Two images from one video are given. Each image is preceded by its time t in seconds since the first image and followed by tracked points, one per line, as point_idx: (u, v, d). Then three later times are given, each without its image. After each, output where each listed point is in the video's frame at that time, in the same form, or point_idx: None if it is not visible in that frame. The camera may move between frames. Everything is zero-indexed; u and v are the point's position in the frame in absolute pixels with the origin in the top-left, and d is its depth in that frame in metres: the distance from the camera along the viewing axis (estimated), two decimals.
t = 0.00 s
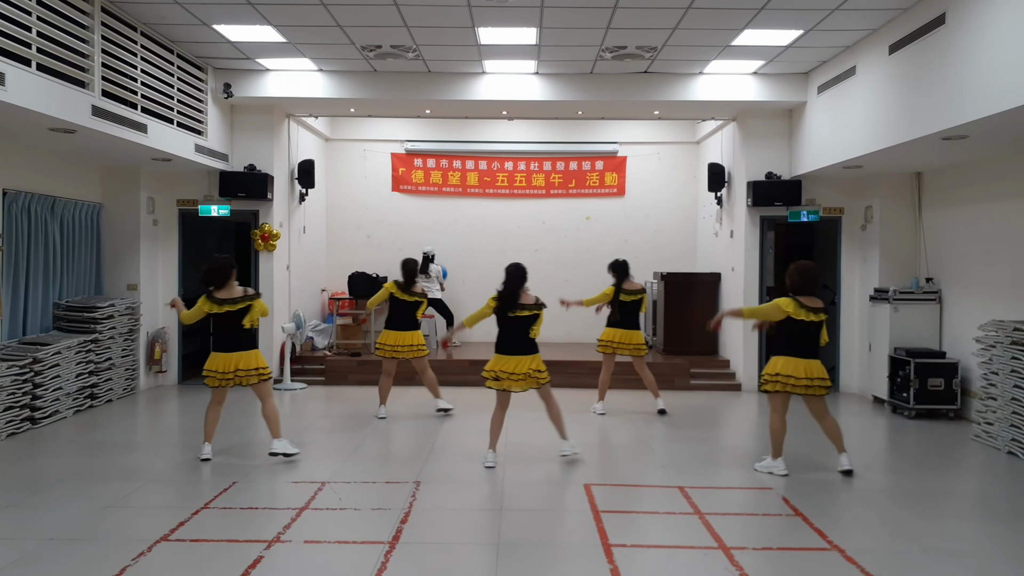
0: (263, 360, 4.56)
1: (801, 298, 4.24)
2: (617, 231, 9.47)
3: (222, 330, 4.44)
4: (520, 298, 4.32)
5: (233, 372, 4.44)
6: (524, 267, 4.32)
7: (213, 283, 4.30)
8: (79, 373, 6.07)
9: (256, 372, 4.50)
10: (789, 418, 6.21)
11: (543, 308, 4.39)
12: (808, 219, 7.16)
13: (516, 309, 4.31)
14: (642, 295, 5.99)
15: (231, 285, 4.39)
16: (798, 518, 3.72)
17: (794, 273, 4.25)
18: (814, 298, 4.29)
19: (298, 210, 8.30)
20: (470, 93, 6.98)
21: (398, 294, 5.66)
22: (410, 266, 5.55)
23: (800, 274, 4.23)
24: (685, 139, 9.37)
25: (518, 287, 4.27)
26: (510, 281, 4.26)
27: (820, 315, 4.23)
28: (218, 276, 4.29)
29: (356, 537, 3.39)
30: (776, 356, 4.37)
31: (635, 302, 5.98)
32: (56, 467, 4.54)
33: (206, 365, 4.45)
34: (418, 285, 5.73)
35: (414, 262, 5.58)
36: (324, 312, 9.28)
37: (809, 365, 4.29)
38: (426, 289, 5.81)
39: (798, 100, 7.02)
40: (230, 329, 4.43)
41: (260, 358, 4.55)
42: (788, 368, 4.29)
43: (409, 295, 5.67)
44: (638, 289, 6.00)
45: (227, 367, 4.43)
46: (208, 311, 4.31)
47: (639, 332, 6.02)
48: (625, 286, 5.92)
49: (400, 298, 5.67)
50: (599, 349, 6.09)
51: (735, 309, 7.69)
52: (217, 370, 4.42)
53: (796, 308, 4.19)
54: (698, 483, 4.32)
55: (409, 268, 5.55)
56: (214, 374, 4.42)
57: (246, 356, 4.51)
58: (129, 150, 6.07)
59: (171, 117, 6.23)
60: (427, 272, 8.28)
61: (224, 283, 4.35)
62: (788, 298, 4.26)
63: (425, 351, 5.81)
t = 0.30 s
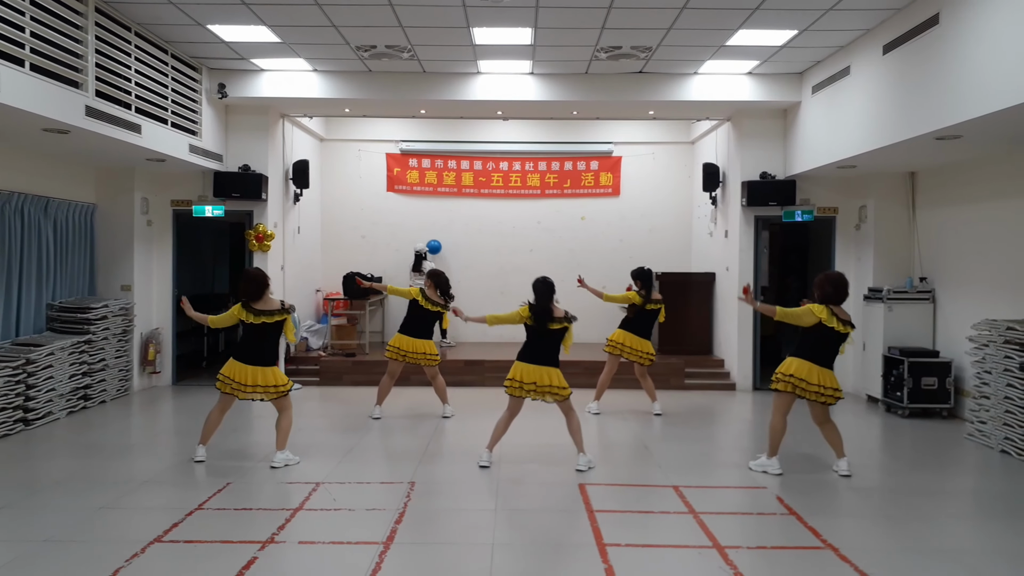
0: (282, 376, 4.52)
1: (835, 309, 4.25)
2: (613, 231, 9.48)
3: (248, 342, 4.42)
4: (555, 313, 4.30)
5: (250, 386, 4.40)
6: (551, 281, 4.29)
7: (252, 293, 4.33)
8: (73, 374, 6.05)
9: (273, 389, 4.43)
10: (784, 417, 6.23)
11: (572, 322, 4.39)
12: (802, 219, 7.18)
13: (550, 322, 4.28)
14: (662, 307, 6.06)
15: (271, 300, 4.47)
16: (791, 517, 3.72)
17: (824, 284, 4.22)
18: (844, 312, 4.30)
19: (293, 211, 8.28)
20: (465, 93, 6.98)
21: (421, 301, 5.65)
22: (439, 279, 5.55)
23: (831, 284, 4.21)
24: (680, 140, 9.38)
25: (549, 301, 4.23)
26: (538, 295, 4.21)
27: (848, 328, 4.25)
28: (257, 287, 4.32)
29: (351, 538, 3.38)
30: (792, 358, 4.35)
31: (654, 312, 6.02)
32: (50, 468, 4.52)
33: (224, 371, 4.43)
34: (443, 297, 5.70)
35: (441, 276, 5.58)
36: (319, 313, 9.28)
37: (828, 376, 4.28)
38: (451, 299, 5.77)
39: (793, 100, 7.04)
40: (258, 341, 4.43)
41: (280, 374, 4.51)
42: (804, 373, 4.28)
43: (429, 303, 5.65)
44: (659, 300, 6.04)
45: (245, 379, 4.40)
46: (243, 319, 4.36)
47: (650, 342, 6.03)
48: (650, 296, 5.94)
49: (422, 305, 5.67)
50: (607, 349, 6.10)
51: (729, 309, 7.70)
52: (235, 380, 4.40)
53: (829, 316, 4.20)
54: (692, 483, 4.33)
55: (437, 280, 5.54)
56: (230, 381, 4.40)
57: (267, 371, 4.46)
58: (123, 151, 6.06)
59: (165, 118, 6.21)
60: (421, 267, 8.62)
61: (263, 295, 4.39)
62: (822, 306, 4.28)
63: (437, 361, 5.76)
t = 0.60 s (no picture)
0: (277, 382, 4.47)
1: (829, 311, 4.24)
2: (606, 234, 9.49)
3: (246, 347, 4.37)
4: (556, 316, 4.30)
5: (244, 391, 4.37)
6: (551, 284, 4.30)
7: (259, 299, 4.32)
8: (64, 376, 6.01)
9: (265, 395, 4.39)
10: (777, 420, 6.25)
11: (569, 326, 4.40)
12: (795, 222, 7.21)
13: (550, 324, 4.28)
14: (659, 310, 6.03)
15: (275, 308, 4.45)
16: (785, 519, 3.73)
17: (824, 287, 4.20)
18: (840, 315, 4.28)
19: (286, 213, 8.26)
20: (458, 96, 6.99)
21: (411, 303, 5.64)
22: (430, 283, 5.55)
23: (830, 288, 4.17)
24: (673, 143, 9.41)
25: (550, 304, 4.22)
26: (540, 300, 4.20)
27: (842, 331, 4.23)
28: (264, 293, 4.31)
29: (344, 541, 3.37)
30: (784, 362, 4.37)
31: (650, 315, 6.01)
32: (40, 472, 4.49)
33: (218, 374, 4.42)
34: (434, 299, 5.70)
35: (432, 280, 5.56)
36: (312, 316, 9.25)
37: (819, 378, 4.29)
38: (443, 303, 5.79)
39: (785, 104, 7.07)
40: (258, 348, 4.39)
41: (275, 381, 4.46)
42: (796, 377, 4.29)
43: (422, 305, 5.68)
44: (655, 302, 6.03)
45: (239, 384, 4.38)
46: (245, 324, 4.32)
47: (646, 345, 6.04)
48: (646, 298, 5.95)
49: (413, 307, 5.66)
50: (603, 353, 6.10)
51: (723, 311, 7.73)
52: (229, 384, 4.39)
53: (820, 318, 4.19)
54: (686, 485, 4.33)
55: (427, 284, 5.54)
56: (225, 386, 4.39)
57: (262, 378, 4.42)
58: (115, 153, 6.03)
59: (158, 120, 6.19)
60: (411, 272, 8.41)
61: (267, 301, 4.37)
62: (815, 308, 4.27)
63: (429, 362, 5.75)
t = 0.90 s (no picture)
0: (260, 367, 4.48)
1: (795, 298, 4.25)
2: (608, 231, 9.49)
3: (227, 334, 4.40)
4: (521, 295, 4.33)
5: (229, 377, 4.38)
6: (521, 263, 4.32)
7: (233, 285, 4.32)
8: (68, 374, 6.03)
9: (251, 380, 4.41)
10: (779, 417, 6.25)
11: (536, 306, 4.43)
12: (798, 219, 7.21)
13: (516, 304, 4.30)
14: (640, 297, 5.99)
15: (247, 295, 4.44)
16: (787, 517, 3.74)
17: (791, 275, 4.23)
18: (811, 300, 4.29)
19: (288, 211, 8.26)
20: (460, 93, 6.98)
21: (385, 294, 5.65)
22: (395, 266, 5.58)
23: (797, 274, 4.20)
24: (675, 139, 9.40)
25: (516, 282, 4.26)
26: (507, 277, 4.25)
27: (813, 317, 4.23)
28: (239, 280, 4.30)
29: (347, 539, 3.38)
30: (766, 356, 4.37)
31: (632, 303, 6.01)
32: (44, 470, 4.51)
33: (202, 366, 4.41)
34: (404, 284, 5.74)
35: (398, 262, 5.59)
36: (315, 313, 9.26)
37: (801, 365, 4.30)
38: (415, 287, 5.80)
39: (787, 101, 7.06)
40: (238, 334, 4.41)
41: (259, 366, 4.48)
42: (782, 369, 4.30)
43: (395, 294, 5.66)
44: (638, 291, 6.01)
45: (224, 371, 4.38)
46: (220, 309, 4.33)
47: (635, 333, 6.03)
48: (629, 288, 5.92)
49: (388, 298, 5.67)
50: (594, 350, 6.09)
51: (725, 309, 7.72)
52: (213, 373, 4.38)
53: (787, 307, 4.20)
54: (688, 482, 4.34)
55: (393, 268, 5.57)
56: (210, 376, 4.37)
57: (246, 363, 4.43)
58: (118, 151, 6.03)
59: (160, 118, 6.19)
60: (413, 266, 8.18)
61: (243, 287, 4.37)
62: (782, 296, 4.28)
63: (414, 349, 5.78)
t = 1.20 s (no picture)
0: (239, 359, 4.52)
1: (773, 295, 4.33)
2: (609, 229, 9.49)
3: (204, 326, 4.45)
4: (500, 290, 4.36)
5: (211, 370, 4.41)
6: (505, 259, 4.33)
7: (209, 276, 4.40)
8: (68, 372, 6.04)
9: (232, 372, 4.46)
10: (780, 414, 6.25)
11: (525, 302, 4.44)
12: (799, 217, 7.21)
13: (497, 299, 4.34)
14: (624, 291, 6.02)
15: (224, 286, 4.47)
16: (788, 514, 3.73)
17: (766, 269, 4.31)
18: (789, 294, 4.36)
19: (289, 208, 8.26)
20: (461, 91, 6.98)
21: (372, 293, 5.71)
22: (379, 265, 5.60)
23: (772, 268, 4.29)
24: (676, 137, 9.39)
25: (499, 278, 4.28)
26: (490, 273, 4.26)
27: (795, 310, 4.30)
28: (215, 270, 4.38)
29: (347, 536, 3.38)
30: (754, 355, 4.36)
31: (616, 296, 6.00)
32: (45, 467, 4.51)
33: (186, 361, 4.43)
34: (391, 281, 5.77)
35: (383, 260, 5.63)
36: (316, 311, 9.26)
37: (790, 361, 4.32)
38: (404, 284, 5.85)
39: (788, 98, 7.05)
40: (216, 327, 4.46)
41: (240, 358, 4.54)
42: (770, 365, 4.31)
43: (383, 292, 5.70)
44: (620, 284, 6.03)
45: (206, 363, 4.41)
46: (201, 305, 4.39)
47: (622, 327, 6.02)
48: (609, 281, 5.99)
49: (376, 297, 5.71)
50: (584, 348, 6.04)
51: (725, 307, 7.72)
52: (195, 366, 4.39)
53: (769, 305, 4.27)
54: (689, 480, 4.34)
55: (376, 268, 5.60)
56: (192, 370, 4.39)
57: (227, 355, 4.48)
58: (118, 149, 6.03)
59: (160, 115, 6.18)
60: (426, 272, 8.36)
61: (221, 279, 4.44)
62: (761, 296, 4.35)
63: (402, 347, 5.83)
